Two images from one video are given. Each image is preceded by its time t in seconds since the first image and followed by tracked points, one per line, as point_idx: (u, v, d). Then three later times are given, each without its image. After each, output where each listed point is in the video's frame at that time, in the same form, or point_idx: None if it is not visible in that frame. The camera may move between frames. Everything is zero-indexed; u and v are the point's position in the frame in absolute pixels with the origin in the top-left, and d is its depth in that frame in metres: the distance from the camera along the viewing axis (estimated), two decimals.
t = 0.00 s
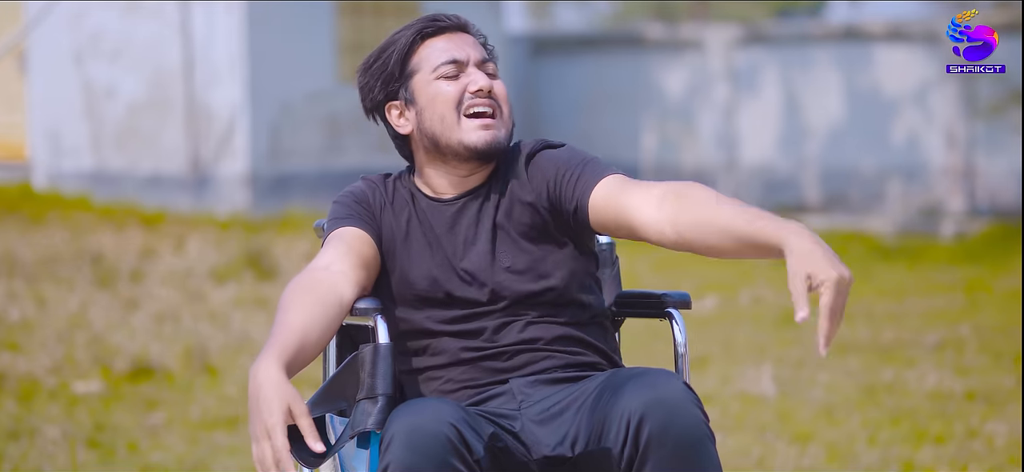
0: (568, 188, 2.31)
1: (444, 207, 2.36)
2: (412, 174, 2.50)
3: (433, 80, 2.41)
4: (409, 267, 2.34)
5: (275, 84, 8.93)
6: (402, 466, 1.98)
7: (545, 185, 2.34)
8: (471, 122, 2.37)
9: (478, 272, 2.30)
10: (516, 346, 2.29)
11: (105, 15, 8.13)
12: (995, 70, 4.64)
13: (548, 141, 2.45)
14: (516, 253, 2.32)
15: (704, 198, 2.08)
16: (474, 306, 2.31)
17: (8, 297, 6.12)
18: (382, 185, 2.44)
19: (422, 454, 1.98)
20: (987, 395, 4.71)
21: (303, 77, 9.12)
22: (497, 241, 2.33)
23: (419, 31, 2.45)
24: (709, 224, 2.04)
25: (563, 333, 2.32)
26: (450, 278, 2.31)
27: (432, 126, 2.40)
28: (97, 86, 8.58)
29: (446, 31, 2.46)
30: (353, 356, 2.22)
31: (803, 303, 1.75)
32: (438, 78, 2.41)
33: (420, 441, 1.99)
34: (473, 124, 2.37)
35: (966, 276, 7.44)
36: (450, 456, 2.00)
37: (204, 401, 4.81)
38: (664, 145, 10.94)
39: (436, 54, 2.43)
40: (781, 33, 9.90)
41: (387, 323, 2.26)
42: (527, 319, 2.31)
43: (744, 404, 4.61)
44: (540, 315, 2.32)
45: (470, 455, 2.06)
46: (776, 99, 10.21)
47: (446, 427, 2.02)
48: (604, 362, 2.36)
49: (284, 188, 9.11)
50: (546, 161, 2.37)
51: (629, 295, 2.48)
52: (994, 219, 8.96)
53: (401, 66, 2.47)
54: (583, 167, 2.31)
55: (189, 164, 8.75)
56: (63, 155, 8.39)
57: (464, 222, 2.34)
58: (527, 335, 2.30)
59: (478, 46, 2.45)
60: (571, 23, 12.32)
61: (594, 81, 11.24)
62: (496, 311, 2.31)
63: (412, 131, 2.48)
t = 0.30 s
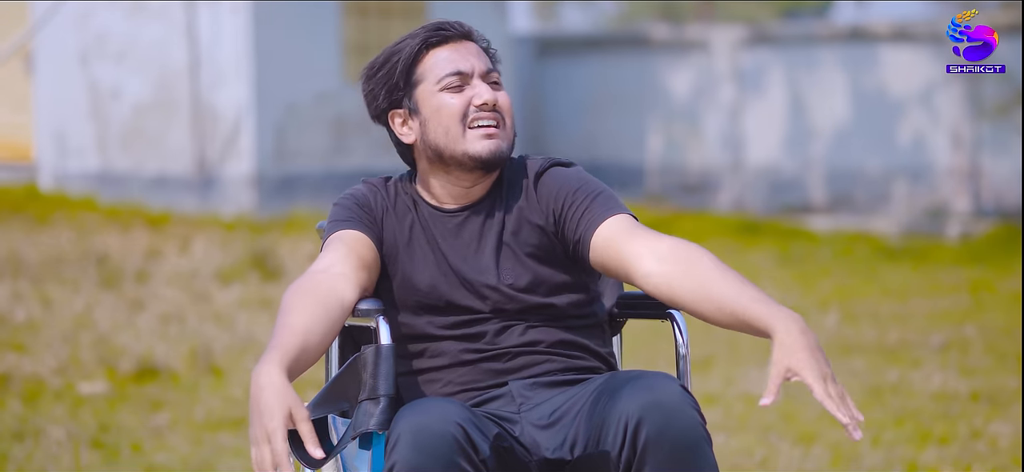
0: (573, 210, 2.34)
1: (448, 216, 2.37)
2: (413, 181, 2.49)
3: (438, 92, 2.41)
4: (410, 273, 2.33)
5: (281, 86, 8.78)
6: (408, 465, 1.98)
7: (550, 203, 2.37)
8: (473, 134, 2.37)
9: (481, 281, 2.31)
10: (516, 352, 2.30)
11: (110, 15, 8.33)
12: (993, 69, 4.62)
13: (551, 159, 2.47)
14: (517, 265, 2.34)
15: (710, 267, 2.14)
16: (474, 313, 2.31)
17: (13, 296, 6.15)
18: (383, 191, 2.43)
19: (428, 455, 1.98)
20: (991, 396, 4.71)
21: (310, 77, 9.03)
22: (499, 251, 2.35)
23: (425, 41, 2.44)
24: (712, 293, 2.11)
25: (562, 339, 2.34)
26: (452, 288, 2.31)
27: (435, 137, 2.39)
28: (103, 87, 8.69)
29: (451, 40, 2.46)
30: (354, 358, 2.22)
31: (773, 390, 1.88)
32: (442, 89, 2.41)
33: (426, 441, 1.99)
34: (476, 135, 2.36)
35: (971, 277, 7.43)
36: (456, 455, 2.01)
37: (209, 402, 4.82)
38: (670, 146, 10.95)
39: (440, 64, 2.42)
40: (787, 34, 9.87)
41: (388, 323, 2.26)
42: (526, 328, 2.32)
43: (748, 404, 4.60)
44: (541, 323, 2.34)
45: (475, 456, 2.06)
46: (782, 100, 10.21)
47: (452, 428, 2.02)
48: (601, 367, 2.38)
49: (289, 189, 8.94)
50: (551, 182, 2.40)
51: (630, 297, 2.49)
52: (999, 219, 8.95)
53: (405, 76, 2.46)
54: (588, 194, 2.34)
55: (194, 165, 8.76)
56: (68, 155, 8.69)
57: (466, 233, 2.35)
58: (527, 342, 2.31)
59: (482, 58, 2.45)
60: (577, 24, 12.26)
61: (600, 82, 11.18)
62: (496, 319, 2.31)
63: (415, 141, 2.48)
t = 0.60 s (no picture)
0: (572, 195, 2.35)
1: (450, 219, 2.38)
2: (411, 189, 2.50)
3: (427, 95, 2.42)
4: (414, 276, 2.34)
5: (282, 86, 8.79)
6: (412, 466, 1.98)
7: (548, 191, 2.38)
8: (467, 133, 2.38)
9: (486, 278, 2.31)
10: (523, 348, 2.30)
11: (111, 15, 8.34)
12: (993, 69, 4.61)
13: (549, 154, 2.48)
14: (521, 259, 2.35)
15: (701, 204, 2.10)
16: (479, 310, 2.31)
17: (16, 298, 6.15)
18: (380, 200, 2.44)
19: (431, 456, 1.99)
20: (993, 397, 4.70)
21: (310, 79, 9.01)
22: (502, 248, 2.36)
23: (411, 47, 2.46)
24: (707, 226, 2.06)
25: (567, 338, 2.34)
26: (457, 285, 2.32)
27: (430, 140, 2.40)
28: (105, 88, 8.65)
29: (437, 45, 2.47)
30: (355, 361, 2.22)
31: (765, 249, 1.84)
32: (432, 93, 2.42)
33: (430, 443, 1.99)
34: (470, 134, 2.37)
35: (973, 278, 7.43)
36: (459, 457, 2.01)
37: (211, 403, 4.82)
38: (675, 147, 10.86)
39: (428, 69, 2.44)
40: (788, 35, 9.87)
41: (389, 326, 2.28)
42: (533, 323, 2.32)
43: (750, 406, 4.60)
44: (546, 318, 2.34)
45: (479, 458, 2.06)
46: (784, 101, 10.21)
47: (456, 430, 2.03)
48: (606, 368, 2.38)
49: (291, 189, 8.99)
50: (550, 172, 2.41)
51: (632, 300, 2.48)
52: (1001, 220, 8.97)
53: (395, 83, 2.48)
54: (584, 176, 2.36)
55: (197, 166, 8.73)
56: (70, 156, 8.56)
57: (468, 234, 2.36)
58: (534, 338, 2.31)
59: (469, 59, 2.46)
60: (580, 24, 12.19)
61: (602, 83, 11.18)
62: (502, 315, 2.32)
63: (410, 147, 2.49)
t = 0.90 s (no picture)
0: (569, 189, 2.35)
1: (448, 221, 2.38)
2: (410, 192, 2.51)
3: (425, 94, 2.43)
4: (414, 277, 2.34)
5: (287, 86, 8.78)
6: (412, 466, 1.99)
7: (546, 186, 2.38)
8: (467, 130, 2.38)
9: (485, 276, 2.31)
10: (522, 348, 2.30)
11: (116, 16, 8.22)
12: (994, 69, 4.60)
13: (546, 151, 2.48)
14: (520, 256, 2.34)
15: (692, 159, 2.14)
16: (478, 310, 2.31)
17: (21, 298, 6.17)
18: (379, 204, 2.44)
19: (432, 456, 1.99)
20: (997, 398, 4.70)
21: (314, 78, 8.98)
22: (502, 246, 2.35)
23: (408, 47, 2.47)
24: (703, 172, 2.08)
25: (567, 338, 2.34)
26: (457, 284, 2.32)
27: (429, 138, 2.41)
28: (110, 89, 8.72)
29: (433, 45, 2.49)
30: (359, 361, 2.23)
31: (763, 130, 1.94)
32: (430, 91, 2.42)
33: (431, 443, 2.00)
34: (469, 130, 2.38)
35: (977, 279, 7.42)
36: (460, 458, 2.02)
37: (215, 403, 4.83)
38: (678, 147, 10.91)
39: (425, 68, 2.45)
40: (793, 35, 9.86)
41: (392, 327, 2.28)
42: (532, 322, 2.32)
43: (754, 406, 4.60)
44: (546, 318, 2.34)
45: (480, 458, 2.07)
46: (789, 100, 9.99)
47: (457, 430, 2.03)
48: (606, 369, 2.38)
49: (296, 190, 9.01)
50: (548, 168, 2.41)
51: (633, 301, 2.49)
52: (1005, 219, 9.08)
53: (393, 83, 2.49)
54: (581, 168, 2.36)
55: (201, 166, 8.80)
56: (76, 157, 8.56)
57: (468, 234, 2.36)
58: (533, 338, 2.31)
59: (466, 58, 2.47)
60: (584, 24, 12.23)
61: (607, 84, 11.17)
62: (502, 314, 2.32)
63: (409, 146, 2.50)
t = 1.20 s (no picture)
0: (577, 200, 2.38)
1: (447, 222, 2.38)
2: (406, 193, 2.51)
3: (423, 95, 2.44)
4: (412, 276, 2.34)
5: (291, 86, 8.78)
6: (412, 466, 1.99)
7: (549, 192, 2.41)
8: (463, 130, 2.38)
9: (487, 276, 2.32)
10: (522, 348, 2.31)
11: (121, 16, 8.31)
12: (994, 69, 4.59)
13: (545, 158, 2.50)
14: (521, 258, 2.36)
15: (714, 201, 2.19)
16: (478, 311, 2.32)
17: (24, 298, 6.18)
18: (376, 204, 2.45)
19: (431, 456, 1.99)
20: (998, 399, 4.69)
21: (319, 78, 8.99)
22: (502, 247, 2.36)
23: (405, 48, 2.48)
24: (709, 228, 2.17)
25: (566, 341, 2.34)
26: (457, 284, 2.32)
27: (426, 138, 2.41)
28: (114, 89, 8.75)
29: (431, 46, 2.49)
30: (358, 361, 2.23)
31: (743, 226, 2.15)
32: (428, 91, 2.43)
33: (430, 443, 2.00)
34: (466, 130, 2.38)
35: (980, 279, 7.40)
36: (459, 457, 2.02)
37: (218, 403, 4.84)
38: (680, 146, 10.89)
39: (423, 69, 2.46)
40: (796, 35, 9.87)
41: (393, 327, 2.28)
42: (531, 323, 2.33)
43: (755, 406, 4.61)
44: (545, 319, 2.34)
45: (478, 459, 2.07)
46: (791, 102, 10.20)
47: (455, 430, 2.03)
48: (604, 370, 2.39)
49: (299, 189, 9.02)
50: (550, 174, 2.43)
51: (634, 302, 2.49)
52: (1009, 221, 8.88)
53: (391, 83, 2.49)
54: (590, 181, 2.39)
55: (204, 166, 8.75)
56: (79, 157, 8.73)
57: (466, 234, 2.37)
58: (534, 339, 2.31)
59: (463, 58, 2.48)
60: (588, 24, 12.24)
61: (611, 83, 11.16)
62: (501, 315, 2.32)
63: (406, 146, 2.50)
